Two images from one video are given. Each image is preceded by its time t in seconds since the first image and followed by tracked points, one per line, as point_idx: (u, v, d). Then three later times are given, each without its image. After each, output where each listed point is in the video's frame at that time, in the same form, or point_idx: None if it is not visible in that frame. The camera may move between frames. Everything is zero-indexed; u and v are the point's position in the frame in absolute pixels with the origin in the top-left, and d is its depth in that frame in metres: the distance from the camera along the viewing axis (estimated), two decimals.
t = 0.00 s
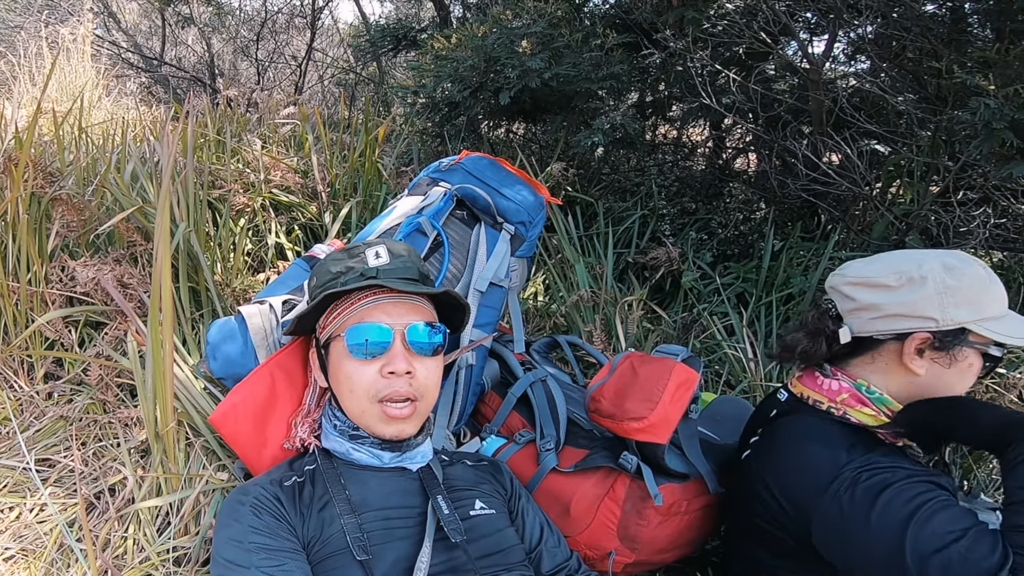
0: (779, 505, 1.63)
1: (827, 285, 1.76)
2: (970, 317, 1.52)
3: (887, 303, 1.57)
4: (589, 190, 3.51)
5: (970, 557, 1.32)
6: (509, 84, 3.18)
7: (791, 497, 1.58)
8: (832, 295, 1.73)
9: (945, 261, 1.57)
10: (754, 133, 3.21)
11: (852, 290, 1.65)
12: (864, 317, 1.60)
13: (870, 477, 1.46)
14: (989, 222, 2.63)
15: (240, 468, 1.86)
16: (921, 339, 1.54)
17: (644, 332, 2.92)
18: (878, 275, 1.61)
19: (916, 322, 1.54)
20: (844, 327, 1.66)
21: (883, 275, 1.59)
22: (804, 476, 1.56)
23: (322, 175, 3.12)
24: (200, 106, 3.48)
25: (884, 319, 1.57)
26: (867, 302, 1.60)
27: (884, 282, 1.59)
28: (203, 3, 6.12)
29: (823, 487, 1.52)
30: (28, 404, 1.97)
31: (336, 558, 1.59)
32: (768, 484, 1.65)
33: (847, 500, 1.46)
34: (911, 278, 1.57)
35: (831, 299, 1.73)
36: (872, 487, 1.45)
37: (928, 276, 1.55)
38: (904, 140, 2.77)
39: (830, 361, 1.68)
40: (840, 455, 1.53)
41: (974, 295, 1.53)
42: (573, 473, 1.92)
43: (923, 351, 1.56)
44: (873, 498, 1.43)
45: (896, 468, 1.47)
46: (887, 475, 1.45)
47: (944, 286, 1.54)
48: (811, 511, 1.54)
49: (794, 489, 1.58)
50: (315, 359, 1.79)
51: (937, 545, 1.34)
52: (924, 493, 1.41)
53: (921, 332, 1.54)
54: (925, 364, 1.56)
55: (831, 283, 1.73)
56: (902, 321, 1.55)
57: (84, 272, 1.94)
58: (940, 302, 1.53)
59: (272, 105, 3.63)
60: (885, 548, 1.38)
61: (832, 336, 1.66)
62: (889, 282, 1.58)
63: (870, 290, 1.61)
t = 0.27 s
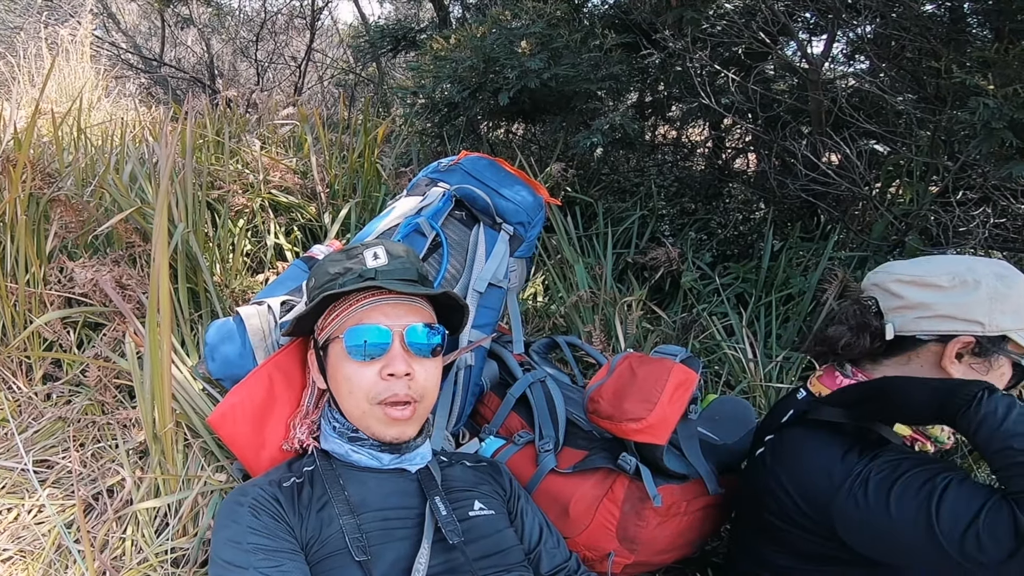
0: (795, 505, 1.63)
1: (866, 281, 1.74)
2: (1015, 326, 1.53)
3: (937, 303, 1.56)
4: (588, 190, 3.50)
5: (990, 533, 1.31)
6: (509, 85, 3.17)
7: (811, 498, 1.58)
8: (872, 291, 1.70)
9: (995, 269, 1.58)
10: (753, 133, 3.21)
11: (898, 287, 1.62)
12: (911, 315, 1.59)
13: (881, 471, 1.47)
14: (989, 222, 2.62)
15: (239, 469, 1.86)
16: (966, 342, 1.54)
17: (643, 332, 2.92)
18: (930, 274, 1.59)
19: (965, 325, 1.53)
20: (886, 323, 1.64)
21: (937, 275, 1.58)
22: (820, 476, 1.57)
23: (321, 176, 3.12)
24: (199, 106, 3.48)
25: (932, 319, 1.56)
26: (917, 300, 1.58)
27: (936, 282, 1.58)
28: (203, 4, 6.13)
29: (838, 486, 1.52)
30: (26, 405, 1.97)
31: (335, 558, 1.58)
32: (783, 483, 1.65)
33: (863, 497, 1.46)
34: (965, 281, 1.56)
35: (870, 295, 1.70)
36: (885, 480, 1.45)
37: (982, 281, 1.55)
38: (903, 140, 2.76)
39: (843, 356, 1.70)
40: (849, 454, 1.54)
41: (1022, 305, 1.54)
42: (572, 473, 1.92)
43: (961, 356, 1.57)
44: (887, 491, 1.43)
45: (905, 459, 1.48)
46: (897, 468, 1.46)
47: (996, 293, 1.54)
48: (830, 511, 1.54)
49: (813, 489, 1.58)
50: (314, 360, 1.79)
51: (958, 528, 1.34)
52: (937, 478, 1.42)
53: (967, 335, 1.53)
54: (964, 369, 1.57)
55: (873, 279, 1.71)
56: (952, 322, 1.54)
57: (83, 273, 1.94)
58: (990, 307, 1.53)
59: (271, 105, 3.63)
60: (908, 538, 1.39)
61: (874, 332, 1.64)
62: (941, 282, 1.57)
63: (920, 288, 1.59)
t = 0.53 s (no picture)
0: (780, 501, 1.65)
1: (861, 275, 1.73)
2: (999, 326, 1.50)
3: (920, 299, 1.54)
4: (585, 190, 3.52)
5: (959, 557, 1.36)
6: (505, 85, 3.18)
7: (795, 491, 1.60)
8: (861, 286, 1.69)
9: (988, 268, 1.54)
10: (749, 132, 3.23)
11: (885, 282, 1.61)
12: (893, 309, 1.58)
13: (871, 474, 1.48)
14: (984, 220, 2.62)
15: (238, 469, 1.86)
16: (945, 338, 1.52)
17: (641, 331, 2.94)
18: (918, 270, 1.58)
19: (945, 322, 1.51)
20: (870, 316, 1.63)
21: (924, 272, 1.56)
22: (807, 469, 1.58)
23: (318, 176, 3.13)
24: (197, 107, 3.49)
25: (913, 314, 1.55)
26: (901, 295, 1.57)
27: (922, 278, 1.56)
28: (199, 4, 6.13)
29: (826, 484, 1.54)
30: (26, 405, 1.97)
31: (334, 557, 1.59)
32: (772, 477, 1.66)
33: (850, 498, 1.48)
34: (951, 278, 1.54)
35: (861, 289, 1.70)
36: (873, 485, 1.47)
37: (969, 279, 1.53)
38: (899, 139, 2.77)
39: (841, 353, 1.68)
40: (840, 451, 1.55)
41: (1010, 306, 1.51)
42: (570, 472, 1.93)
43: (941, 352, 1.54)
44: (874, 497, 1.45)
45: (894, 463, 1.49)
46: (886, 472, 1.47)
47: (983, 291, 1.51)
48: (815, 507, 1.56)
49: (797, 483, 1.60)
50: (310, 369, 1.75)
51: (930, 549, 1.37)
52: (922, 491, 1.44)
53: (947, 332, 1.51)
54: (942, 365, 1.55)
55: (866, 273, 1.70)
56: (931, 318, 1.52)
57: (82, 274, 1.95)
58: (974, 305, 1.50)
59: (269, 106, 3.64)
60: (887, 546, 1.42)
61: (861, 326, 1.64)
62: (927, 278, 1.56)
63: (905, 284, 1.58)
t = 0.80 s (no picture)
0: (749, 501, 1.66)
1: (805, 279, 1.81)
2: (937, 313, 1.56)
3: (856, 297, 1.62)
4: (585, 190, 3.53)
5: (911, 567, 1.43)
6: (505, 85, 3.19)
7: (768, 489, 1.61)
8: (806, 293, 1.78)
9: (917, 258, 1.62)
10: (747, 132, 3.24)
11: (823, 285, 1.70)
12: (835, 310, 1.65)
13: (850, 486, 1.49)
14: (982, 220, 2.62)
15: (240, 468, 1.87)
16: (886, 332, 1.59)
17: (641, 331, 2.94)
18: (850, 269, 1.66)
19: (885, 316, 1.58)
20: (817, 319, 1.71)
21: (855, 270, 1.64)
22: (785, 466, 1.59)
23: (319, 177, 3.14)
24: (197, 108, 3.50)
25: (854, 313, 1.62)
26: (839, 295, 1.65)
27: (854, 276, 1.64)
28: (199, 6, 6.14)
29: (802, 487, 1.55)
30: (28, 406, 1.98)
31: (333, 556, 1.60)
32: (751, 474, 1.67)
33: (822, 505, 1.50)
34: (882, 273, 1.61)
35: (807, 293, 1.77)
36: (849, 496, 1.48)
37: (898, 272, 1.60)
38: (897, 139, 2.77)
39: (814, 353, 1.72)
40: (826, 457, 1.55)
41: (943, 292, 1.58)
42: (570, 470, 1.94)
43: (890, 344, 1.60)
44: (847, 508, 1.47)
45: (875, 479, 1.50)
46: (864, 486, 1.48)
47: (915, 281, 1.59)
48: (784, 509, 1.56)
49: (772, 479, 1.61)
50: (311, 366, 1.71)
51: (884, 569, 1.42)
52: (892, 514, 1.46)
53: (888, 325, 1.58)
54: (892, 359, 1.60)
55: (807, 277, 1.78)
56: (871, 314, 1.60)
57: (83, 274, 1.95)
58: (907, 296, 1.57)
59: (269, 107, 3.65)
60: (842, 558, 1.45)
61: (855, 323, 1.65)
62: (859, 276, 1.64)
63: (840, 284, 1.66)
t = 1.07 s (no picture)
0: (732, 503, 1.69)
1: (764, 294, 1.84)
2: (884, 314, 1.57)
3: (802, 309, 1.65)
4: (587, 194, 3.53)
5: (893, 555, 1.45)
6: (508, 88, 3.20)
7: (748, 492, 1.63)
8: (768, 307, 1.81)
9: (854, 262, 1.63)
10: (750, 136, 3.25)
11: (774, 300, 1.74)
12: (788, 323, 1.69)
13: (821, 485, 1.51)
14: (985, 224, 2.62)
15: (245, 469, 1.87)
16: (840, 340, 1.61)
17: (644, 334, 2.95)
18: (794, 281, 1.69)
19: (833, 325, 1.61)
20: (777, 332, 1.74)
21: (797, 282, 1.68)
22: (762, 469, 1.61)
23: (322, 179, 3.14)
24: (200, 110, 3.50)
25: (805, 325, 1.65)
26: (787, 309, 1.68)
27: (798, 288, 1.68)
28: (201, 7, 6.14)
29: (777, 489, 1.57)
30: (32, 406, 1.98)
31: (341, 558, 1.60)
32: (730, 477, 1.69)
33: (796, 505, 1.52)
34: (821, 283, 1.64)
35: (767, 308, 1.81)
36: (821, 495, 1.50)
37: (836, 279, 1.62)
38: (899, 143, 2.76)
39: (783, 361, 1.74)
40: (798, 457, 1.57)
41: (885, 292, 1.58)
42: (576, 472, 1.94)
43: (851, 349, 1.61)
44: (822, 505, 1.48)
45: (849, 476, 1.52)
46: (835, 484, 1.50)
47: (855, 286, 1.60)
48: (763, 511, 1.58)
49: (749, 482, 1.63)
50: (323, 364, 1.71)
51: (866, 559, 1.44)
52: (867, 509, 1.47)
53: (838, 333, 1.60)
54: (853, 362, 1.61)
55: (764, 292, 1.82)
56: (820, 324, 1.62)
57: (88, 275, 1.95)
58: (849, 303, 1.59)
59: (271, 109, 3.65)
60: (818, 556, 1.47)
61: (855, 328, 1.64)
62: (802, 288, 1.67)
63: (787, 297, 1.70)
